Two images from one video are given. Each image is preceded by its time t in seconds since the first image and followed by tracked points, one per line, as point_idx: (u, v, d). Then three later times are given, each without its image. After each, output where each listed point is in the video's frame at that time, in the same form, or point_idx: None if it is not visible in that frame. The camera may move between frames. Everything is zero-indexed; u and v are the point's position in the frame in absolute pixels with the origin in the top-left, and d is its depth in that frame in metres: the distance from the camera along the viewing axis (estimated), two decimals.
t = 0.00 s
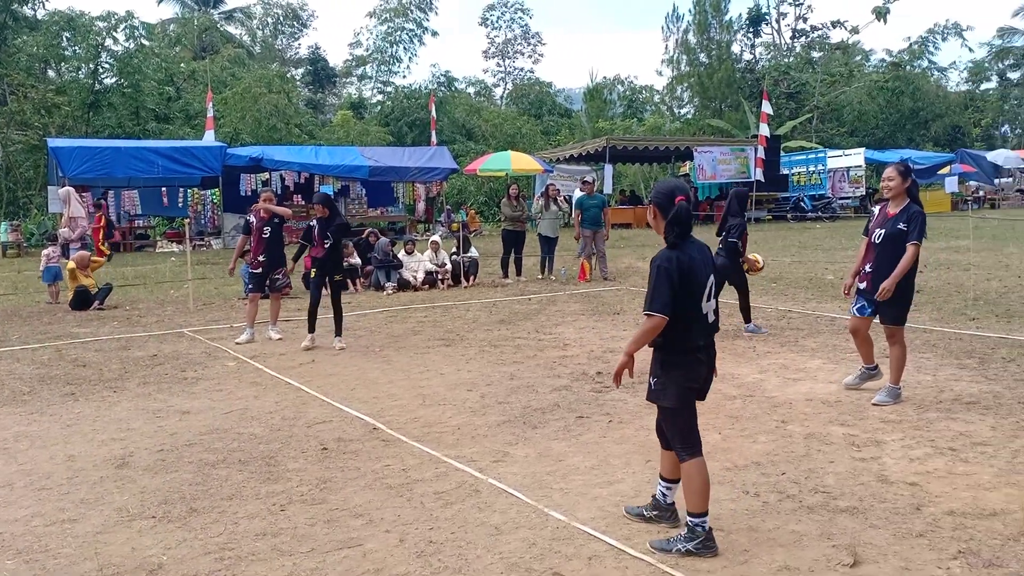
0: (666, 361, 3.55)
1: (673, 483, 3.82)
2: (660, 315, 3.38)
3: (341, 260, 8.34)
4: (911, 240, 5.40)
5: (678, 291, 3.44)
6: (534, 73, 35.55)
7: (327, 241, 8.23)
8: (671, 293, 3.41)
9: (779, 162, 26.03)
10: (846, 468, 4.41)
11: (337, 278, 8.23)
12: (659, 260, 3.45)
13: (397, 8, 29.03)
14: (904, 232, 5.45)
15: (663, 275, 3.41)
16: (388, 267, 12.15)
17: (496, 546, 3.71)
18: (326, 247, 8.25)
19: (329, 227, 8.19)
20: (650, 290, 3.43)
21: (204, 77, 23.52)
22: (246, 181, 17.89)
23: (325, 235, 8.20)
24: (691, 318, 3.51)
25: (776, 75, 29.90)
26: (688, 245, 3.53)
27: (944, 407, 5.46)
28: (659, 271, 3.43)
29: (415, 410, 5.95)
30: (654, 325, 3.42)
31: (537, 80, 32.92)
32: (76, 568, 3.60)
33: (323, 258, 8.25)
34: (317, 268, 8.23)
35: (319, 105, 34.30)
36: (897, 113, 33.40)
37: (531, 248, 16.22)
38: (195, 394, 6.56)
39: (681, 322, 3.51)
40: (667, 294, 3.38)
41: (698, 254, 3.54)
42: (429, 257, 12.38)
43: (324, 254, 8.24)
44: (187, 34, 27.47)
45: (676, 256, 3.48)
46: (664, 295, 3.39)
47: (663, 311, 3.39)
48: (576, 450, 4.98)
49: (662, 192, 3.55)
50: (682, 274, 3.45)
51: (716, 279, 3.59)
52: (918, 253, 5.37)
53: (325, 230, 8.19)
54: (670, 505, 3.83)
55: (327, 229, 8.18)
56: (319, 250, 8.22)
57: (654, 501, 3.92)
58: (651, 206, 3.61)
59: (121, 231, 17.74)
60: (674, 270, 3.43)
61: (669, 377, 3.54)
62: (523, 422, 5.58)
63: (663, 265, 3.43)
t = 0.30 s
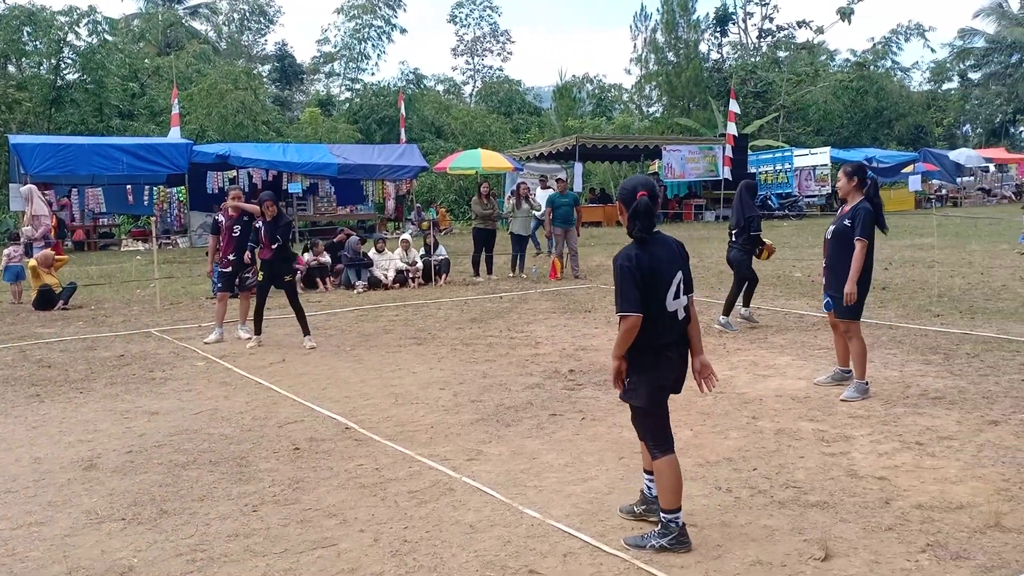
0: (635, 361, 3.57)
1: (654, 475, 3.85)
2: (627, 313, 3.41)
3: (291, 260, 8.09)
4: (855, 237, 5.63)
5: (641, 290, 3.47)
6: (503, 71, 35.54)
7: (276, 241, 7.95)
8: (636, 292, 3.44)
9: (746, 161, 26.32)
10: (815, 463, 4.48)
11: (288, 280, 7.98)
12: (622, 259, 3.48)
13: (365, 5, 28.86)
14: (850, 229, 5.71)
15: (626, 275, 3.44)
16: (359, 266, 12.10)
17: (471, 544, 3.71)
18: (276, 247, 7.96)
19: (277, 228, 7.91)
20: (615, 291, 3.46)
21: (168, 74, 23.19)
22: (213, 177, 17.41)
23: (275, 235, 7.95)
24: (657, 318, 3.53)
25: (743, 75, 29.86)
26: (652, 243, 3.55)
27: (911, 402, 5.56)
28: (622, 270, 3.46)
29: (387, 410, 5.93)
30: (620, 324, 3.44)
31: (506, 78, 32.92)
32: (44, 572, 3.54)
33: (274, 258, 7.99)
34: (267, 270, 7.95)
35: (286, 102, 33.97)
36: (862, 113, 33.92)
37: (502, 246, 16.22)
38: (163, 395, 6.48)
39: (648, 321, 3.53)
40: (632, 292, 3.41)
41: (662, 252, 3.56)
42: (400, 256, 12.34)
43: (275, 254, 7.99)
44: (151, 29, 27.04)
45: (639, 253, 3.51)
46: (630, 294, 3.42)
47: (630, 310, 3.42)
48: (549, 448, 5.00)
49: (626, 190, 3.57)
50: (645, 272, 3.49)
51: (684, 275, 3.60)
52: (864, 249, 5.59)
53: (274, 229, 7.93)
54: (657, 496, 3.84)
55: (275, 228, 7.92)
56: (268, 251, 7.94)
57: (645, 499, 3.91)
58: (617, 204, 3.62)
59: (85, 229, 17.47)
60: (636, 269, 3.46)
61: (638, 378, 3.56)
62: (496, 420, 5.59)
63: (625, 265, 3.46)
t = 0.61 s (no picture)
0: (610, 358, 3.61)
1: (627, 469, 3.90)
2: (595, 312, 3.45)
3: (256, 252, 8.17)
4: (821, 236, 5.71)
5: (610, 289, 3.50)
6: (483, 69, 35.51)
7: (241, 233, 8.00)
8: (605, 291, 3.48)
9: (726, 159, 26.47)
10: (797, 460, 4.51)
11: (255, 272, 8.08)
12: (590, 259, 3.52)
13: (345, 2, 28.73)
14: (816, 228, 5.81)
15: (594, 275, 3.48)
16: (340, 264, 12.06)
17: (455, 543, 3.70)
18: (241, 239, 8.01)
19: (239, 221, 7.96)
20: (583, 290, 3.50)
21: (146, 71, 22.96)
22: (191, 176, 17.25)
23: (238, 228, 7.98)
24: (628, 316, 3.56)
25: (723, 73, 30.95)
26: (622, 241, 3.58)
27: (890, 399, 5.62)
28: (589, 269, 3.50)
29: (369, 409, 5.90)
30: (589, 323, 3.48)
31: (486, 76, 32.88)
32: None
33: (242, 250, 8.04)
34: (234, 264, 8.01)
35: (265, 100, 33.72)
36: (840, 112, 34.21)
37: (483, 245, 16.21)
38: (142, 395, 6.41)
39: (619, 319, 3.56)
40: (598, 292, 3.44)
41: (633, 250, 3.58)
42: (381, 255, 12.31)
43: (243, 245, 8.03)
44: (128, 26, 26.74)
45: (608, 252, 3.54)
46: (597, 293, 3.45)
47: (599, 308, 3.45)
48: (532, 446, 5.00)
49: (598, 190, 3.59)
50: (614, 271, 3.52)
51: (655, 274, 3.62)
52: (828, 248, 5.66)
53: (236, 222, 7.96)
54: (623, 490, 3.92)
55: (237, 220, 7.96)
56: (233, 245, 8.00)
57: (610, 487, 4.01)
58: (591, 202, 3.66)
59: (62, 228, 17.21)
60: (605, 268, 3.49)
61: (613, 375, 3.59)
62: (479, 418, 5.58)
63: (592, 265, 3.50)
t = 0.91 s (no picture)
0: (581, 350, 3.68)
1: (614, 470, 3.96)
2: (579, 302, 3.51)
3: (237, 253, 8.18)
4: (805, 234, 5.72)
5: (593, 280, 3.57)
6: (472, 69, 35.54)
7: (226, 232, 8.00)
8: (589, 282, 3.55)
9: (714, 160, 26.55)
10: (785, 461, 4.52)
11: (238, 273, 8.09)
12: (575, 250, 3.59)
13: (333, 2, 28.65)
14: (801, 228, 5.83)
15: (582, 267, 3.55)
16: (329, 266, 12.02)
17: (444, 545, 3.69)
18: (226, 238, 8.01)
19: (224, 219, 8.00)
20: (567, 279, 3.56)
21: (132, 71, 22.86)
22: (178, 177, 17.13)
23: (223, 227, 7.99)
24: (605, 311, 3.64)
25: (711, 74, 31.04)
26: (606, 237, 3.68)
27: (877, 399, 5.65)
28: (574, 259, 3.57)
29: (358, 411, 5.88)
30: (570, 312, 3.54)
31: (475, 76, 32.88)
32: None
33: (227, 249, 8.04)
34: (217, 264, 7.98)
35: (253, 100, 33.59)
36: (827, 113, 34.35)
37: (473, 245, 16.20)
38: (129, 397, 6.37)
39: (597, 313, 3.64)
40: (583, 282, 3.51)
41: (614, 249, 3.69)
42: (370, 256, 12.28)
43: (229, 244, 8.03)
44: (115, 25, 26.61)
45: (593, 246, 3.62)
46: (581, 283, 3.52)
47: (581, 298, 3.52)
48: (521, 447, 5.00)
49: (590, 185, 3.67)
50: (598, 266, 3.60)
51: (630, 274, 3.75)
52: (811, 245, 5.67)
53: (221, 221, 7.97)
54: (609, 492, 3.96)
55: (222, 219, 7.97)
56: (217, 244, 7.98)
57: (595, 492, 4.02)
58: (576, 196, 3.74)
59: (48, 229, 17.23)
60: (590, 261, 3.56)
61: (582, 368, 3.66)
62: (468, 420, 5.57)
63: (579, 256, 3.56)
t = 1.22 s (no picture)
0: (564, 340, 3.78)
1: (602, 472, 3.92)
2: (579, 291, 3.66)
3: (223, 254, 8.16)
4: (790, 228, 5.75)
5: (582, 272, 3.74)
6: (462, 70, 35.52)
7: (213, 233, 7.98)
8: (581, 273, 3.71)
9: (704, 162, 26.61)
10: (774, 463, 4.52)
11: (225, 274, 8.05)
12: (562, 243, 3.73)
13: (323, 2, 28.56)
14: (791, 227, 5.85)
15: (574, 258, 3.70)
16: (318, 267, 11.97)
17: (432, 549, 3.67)
18: (213, 238, 7.99)
19: (211, 220, 8.00)
20: (561, 270, 3.68)
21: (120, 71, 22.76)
22: (166, 177, 17.01)
23: (211, 227, 7.98)
24: (592, 304, 3.80)
25: (701, 77, 30.95)
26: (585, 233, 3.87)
27: (866, 402, 5.66)
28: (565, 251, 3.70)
29: (347, 413, 5.85)
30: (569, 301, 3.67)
31: (465, 78, 32.84)
32: None
33: (215, 250, 8.00)
34: (204, 263, 7.92)
35: (242, 99, 33.45)
36: (816, 115, 34.49)
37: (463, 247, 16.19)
38: (116, 398, 6.32)
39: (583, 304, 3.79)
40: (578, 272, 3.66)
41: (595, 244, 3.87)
42: (359, 256, 12.22)
43: (216, 246, 8.01)
44: (103, 24, 26.48)
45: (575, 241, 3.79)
46: (573, 273, 3.66)
47: (579, 288, 3.67)
48: (510, 450, 4.98)
49: (563, 185, 3.87)
50: (585, 258, 3.77)
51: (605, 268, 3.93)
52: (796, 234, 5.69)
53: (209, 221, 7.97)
54: (600, 496, 3.91)
55: (209, 219, 7.96)
56: (204, 244, 7.94)
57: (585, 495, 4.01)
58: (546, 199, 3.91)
59: (34, 229, 17.21)
60: (579, 253, 3.73)
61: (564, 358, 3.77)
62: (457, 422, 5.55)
63: (569, 248, 3.71)
